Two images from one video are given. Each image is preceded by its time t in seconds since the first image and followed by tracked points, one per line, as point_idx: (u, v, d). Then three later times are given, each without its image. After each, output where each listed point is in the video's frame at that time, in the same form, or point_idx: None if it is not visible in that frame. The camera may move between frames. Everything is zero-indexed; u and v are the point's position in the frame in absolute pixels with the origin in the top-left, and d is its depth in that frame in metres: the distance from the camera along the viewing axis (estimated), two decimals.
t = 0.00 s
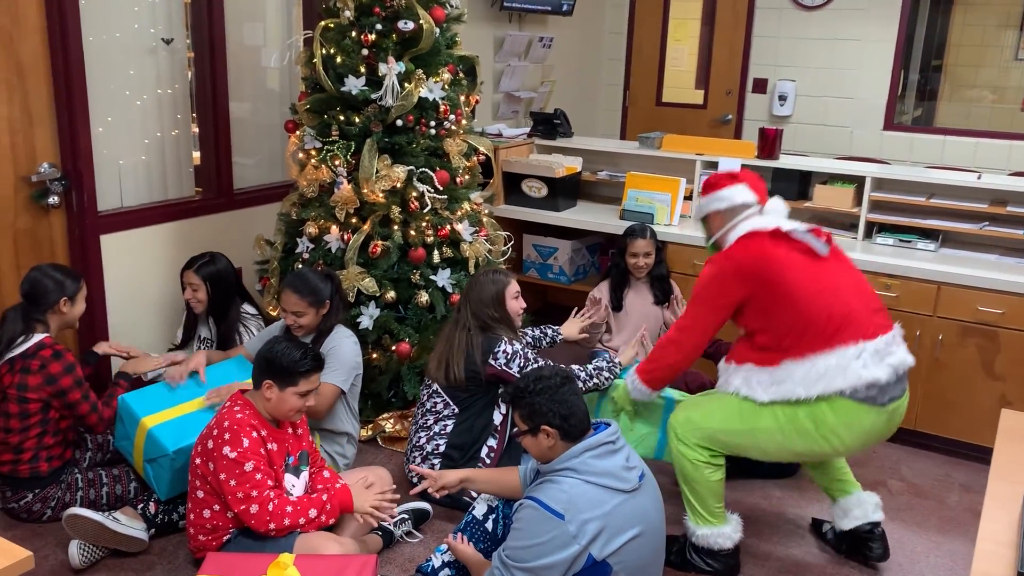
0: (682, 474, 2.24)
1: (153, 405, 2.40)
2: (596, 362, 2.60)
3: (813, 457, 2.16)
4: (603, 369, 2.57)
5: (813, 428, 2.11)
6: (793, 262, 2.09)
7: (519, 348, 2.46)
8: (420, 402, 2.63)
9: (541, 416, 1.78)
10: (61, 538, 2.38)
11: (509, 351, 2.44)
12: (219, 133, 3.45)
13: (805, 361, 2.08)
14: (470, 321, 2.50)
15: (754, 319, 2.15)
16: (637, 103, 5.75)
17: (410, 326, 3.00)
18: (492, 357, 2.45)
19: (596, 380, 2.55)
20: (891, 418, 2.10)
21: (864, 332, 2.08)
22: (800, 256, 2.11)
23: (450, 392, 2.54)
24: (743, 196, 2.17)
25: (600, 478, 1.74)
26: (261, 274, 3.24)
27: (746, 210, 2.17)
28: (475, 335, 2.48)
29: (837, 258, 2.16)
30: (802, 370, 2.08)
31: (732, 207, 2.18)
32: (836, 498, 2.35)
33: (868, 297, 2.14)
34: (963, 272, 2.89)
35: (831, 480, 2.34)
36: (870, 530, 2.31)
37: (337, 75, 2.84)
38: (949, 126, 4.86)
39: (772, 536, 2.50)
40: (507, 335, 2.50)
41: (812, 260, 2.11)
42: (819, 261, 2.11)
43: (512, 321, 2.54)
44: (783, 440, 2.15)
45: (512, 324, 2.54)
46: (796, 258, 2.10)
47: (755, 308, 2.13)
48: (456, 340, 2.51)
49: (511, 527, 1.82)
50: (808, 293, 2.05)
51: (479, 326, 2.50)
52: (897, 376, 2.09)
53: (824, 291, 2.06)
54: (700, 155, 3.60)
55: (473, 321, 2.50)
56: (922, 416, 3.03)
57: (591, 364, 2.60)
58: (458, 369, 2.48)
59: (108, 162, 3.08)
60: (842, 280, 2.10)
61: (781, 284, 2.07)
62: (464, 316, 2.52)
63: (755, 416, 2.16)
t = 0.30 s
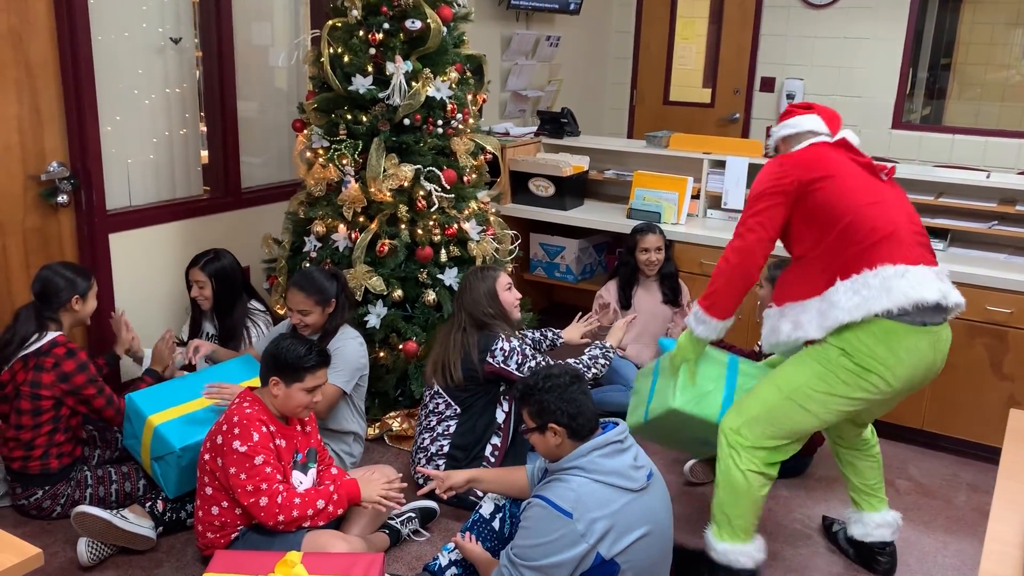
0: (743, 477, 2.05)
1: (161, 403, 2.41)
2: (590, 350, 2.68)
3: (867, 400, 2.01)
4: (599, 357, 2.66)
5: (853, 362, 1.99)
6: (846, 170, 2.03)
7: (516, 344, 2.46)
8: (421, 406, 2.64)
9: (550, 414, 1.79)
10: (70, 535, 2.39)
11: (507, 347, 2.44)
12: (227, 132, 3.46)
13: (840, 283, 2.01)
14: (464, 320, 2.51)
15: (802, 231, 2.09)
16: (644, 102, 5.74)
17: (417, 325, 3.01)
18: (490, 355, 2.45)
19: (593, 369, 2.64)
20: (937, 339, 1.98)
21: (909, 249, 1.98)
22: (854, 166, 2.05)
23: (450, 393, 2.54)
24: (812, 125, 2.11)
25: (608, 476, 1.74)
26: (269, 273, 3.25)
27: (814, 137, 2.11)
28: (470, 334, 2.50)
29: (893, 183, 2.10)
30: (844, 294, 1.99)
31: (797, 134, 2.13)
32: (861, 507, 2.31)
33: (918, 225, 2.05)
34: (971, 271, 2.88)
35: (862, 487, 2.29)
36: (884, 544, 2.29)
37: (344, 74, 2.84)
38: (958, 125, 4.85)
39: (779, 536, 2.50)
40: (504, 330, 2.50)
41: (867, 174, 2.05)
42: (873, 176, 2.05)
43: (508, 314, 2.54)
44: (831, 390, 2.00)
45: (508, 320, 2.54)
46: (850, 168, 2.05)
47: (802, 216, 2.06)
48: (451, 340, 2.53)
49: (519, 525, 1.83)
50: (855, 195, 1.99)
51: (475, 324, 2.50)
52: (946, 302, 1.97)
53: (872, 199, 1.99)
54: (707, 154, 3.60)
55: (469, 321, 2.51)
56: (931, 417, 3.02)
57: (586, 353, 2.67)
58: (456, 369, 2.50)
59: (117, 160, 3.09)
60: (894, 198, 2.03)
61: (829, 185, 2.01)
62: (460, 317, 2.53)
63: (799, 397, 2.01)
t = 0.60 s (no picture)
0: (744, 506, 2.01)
1: (161, 404, 2.41)
2: (591, 355, 2.65)
3: (824, 406, 1.94)
4: (600, 360, 2.63)
5: (801, 363, 1.95)
6: (841, 156, 1.98)
7: (516, 345, 2.46)
8: (422, 405, 2.64)
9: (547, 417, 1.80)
10: (71, 536, 2.39)
11: (507, 348, 2.45)
12: (227, 133, 3.47)
13: (790, 279, 2.01)
14: (463, 321, 2.51)
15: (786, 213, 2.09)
16: (644, 102, 5.74)
17: (417, 325, 3.01)
18: (490, 356, 2.45)
19: (595, 373, 2.60)
20: (888, 340, 1.90)
21: (874, 246, 1.93)
22: (858, 152, 1.98)
23: (451, 393, 2.54)
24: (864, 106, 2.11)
25: (608, 476, 1.75)
26: (268, 274, 3.25)
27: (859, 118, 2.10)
28: (468, 334, 2.49)
29: (912, 177, 1.97)
30: (795, 285, 1.99)
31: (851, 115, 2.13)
32: (867, 516, 2.30)
33: (913, 224, 1.94)
34: (970, 271, 2.89)
35: (872, 503, 2.26)
36: (886, 549, 2.30)
37: (343, 75, 2.85)
38: (957, 123, 4.85)
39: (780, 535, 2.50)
40: (503, 331, 2.51)
41: (870, 165, 1.97)
42: (879, 166, 1.96)
43: (507, 314, 2.54)
44: (786, 395, 1.96)
45: (508, 321, 2.55)
46: (852, 154, 1.98)
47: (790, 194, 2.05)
48: (449, 341, 2.53)
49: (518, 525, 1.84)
50: (834, 183, 1.95)
51: (473, 324, 2.50)
52: (901, 308, 1.89)
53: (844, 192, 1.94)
54: (706, 154, 3.60)
55: (467, 321, 2.51)
56: (931, 416, 3.02)
57: (587, 358, 2.64)
58: (455, 370, 2.50)
59: (117, 162, 3.10)
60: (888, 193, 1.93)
61: (814, 166, 1.99)
62: (458, 317, 2.53)
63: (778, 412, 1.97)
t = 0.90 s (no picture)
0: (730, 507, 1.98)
1: (155, 410, 2.41)
2: (585, 364, 2.63)
3: (792, 402, 1.94)
4: (594, 370, 2.62)
5: (770, 360, 1.98)
6: (811, 152, 1.92)
7: (512, 349, 2.46)
8: (417, 406, 2.64)
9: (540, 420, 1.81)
10: (62, 543, 2.38)
11: (503, 352, 2.45)
12: (217, 138, 3.46)
13: (758, 279, 2.04)
14: (461, 323, 2.51)
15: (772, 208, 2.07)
16: (634, 104, 5.75)
17: (408, 328, 3.01)
18: (486, 359, 2.45)
19: (589, 381, 2.60)
20: (849, 338, 1.89)
21: (837, 250, 1.91)
22: (833, 147, 1.90)
23: (446, 395, 2.55)
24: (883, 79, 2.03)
25: (599, 478, 1.75)
26: (259, 278, 3.24)
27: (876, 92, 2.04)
28: (465, 336, 2.49)
29: (891, 169, 1.85)
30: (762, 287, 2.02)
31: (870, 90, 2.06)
32: (884, 526, 2.22)
33: (882, 222, 1.87)
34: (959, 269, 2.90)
35: (883, 512, 2.18)
36: (902, 560, 2.24)
37: (333, 79, 2.84)
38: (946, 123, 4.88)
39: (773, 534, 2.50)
40: (500, 334, 2.52)
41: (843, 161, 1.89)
42: (848, 160, 1.87)
43: (504, 318, 2.56)
44: (756, 393, 1.98)
45: (505, 324, 2.57)
46: (826, 147, 1.92)
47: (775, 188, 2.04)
48: (445, 343, 2.52)
49: (511, 528, 1.86)
50: (796, 185, 1.92)
51: (470, 327, 2.50)
52: (855, 310, 1.87)
53: (805, 194, 1.91)
54: (695, 155, 3.62)
55: (464, 323, 2.51)
56: (922, 414, 3.04)
57: (582, 367, 2.63)
58: (449, 373, 2.50)
59: (106, 167, 3.09)
60: (852, 192, 1.86)
61: (783, 166, 1.96)
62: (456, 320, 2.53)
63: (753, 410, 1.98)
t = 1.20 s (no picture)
0: (722, 494, 1.98)
1: (119, 425, 2.38)
2: (555, 380, 2.61)
3: (805, 396, 1.94)
4: (563, 386, 2.60)
5: (785, 354, 1.96)
6: (803, 156, 1.94)
7: (483, 358, 2.46)
8: (387, 413, 2.63)
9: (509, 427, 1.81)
10: (25, 562, 2.34)
11: (474, 360, 2.45)
12: (178, 148, 3.43)
13: (769, 282, 2.03)
14: (433, 330, 2.51)
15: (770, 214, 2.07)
16: (598, 109, 5.79)
17: (376, 336, 2.99)
18: (457, 367, 2.45)
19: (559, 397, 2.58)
20: (868, 332, 1.89)
21: (843, 246, 1.91)
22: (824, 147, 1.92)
23: (416, 402, 2.53)
24: (857, 75, 1.99)
25: (568, 483, 1.76)
26: (223, 288, 3.21)
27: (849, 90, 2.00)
28: (436, 343, 2.49)
29: (882, 161, 1.87)
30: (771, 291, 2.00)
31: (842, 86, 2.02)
32: (865, 521, 2.23)
33: (882, 213, 1.87)
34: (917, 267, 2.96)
35: (866, 504, 2.20)
36: (884, 557, 2.25)
37: (295, 87, 2.83)
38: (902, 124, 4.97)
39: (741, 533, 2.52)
40: (470, 341, 2.52)
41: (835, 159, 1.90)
42: (839, 158, 1.89)
43: (475, 326, 2.55)
44: (766, 386, 1.97)
45: (476, 332, 2.56)
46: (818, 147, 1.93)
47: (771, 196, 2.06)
48: (417, 351, 2.52)
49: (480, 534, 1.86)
50: (795, 187, 1.93)
51: (443, 334, 2.50)
52: (871, 303, 1.87)
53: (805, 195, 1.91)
54: (659, 159, 3.65)
55: (436, 330, 2.50)
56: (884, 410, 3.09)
57: (552, 382, 2.61)
58: (420, 381, 2.49)
59: (65, 180, 3.04)
60: (850, 186, 1.87)
61: (781, 171, 1.97)
62: (428, 327, 2.52)
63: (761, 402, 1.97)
